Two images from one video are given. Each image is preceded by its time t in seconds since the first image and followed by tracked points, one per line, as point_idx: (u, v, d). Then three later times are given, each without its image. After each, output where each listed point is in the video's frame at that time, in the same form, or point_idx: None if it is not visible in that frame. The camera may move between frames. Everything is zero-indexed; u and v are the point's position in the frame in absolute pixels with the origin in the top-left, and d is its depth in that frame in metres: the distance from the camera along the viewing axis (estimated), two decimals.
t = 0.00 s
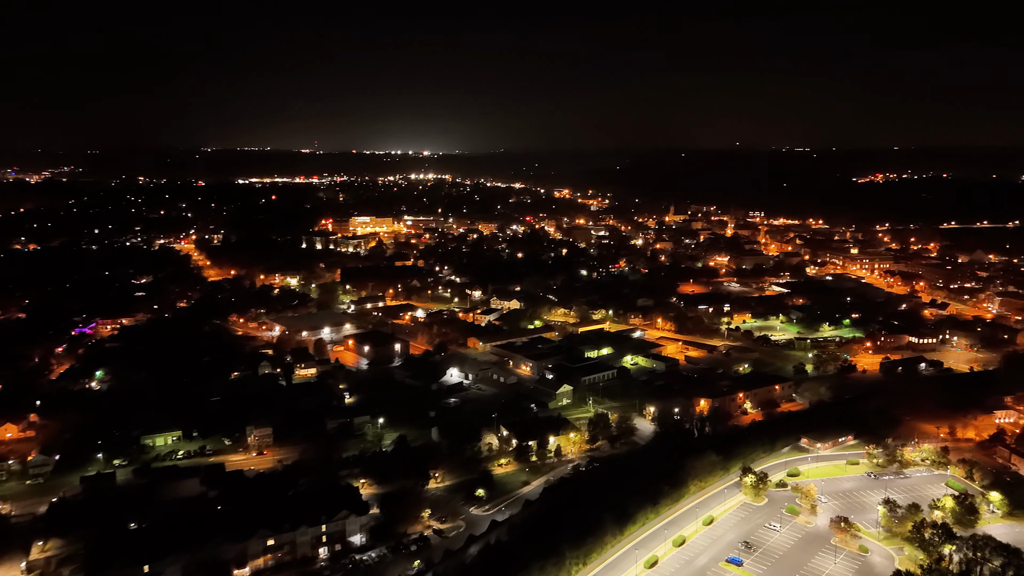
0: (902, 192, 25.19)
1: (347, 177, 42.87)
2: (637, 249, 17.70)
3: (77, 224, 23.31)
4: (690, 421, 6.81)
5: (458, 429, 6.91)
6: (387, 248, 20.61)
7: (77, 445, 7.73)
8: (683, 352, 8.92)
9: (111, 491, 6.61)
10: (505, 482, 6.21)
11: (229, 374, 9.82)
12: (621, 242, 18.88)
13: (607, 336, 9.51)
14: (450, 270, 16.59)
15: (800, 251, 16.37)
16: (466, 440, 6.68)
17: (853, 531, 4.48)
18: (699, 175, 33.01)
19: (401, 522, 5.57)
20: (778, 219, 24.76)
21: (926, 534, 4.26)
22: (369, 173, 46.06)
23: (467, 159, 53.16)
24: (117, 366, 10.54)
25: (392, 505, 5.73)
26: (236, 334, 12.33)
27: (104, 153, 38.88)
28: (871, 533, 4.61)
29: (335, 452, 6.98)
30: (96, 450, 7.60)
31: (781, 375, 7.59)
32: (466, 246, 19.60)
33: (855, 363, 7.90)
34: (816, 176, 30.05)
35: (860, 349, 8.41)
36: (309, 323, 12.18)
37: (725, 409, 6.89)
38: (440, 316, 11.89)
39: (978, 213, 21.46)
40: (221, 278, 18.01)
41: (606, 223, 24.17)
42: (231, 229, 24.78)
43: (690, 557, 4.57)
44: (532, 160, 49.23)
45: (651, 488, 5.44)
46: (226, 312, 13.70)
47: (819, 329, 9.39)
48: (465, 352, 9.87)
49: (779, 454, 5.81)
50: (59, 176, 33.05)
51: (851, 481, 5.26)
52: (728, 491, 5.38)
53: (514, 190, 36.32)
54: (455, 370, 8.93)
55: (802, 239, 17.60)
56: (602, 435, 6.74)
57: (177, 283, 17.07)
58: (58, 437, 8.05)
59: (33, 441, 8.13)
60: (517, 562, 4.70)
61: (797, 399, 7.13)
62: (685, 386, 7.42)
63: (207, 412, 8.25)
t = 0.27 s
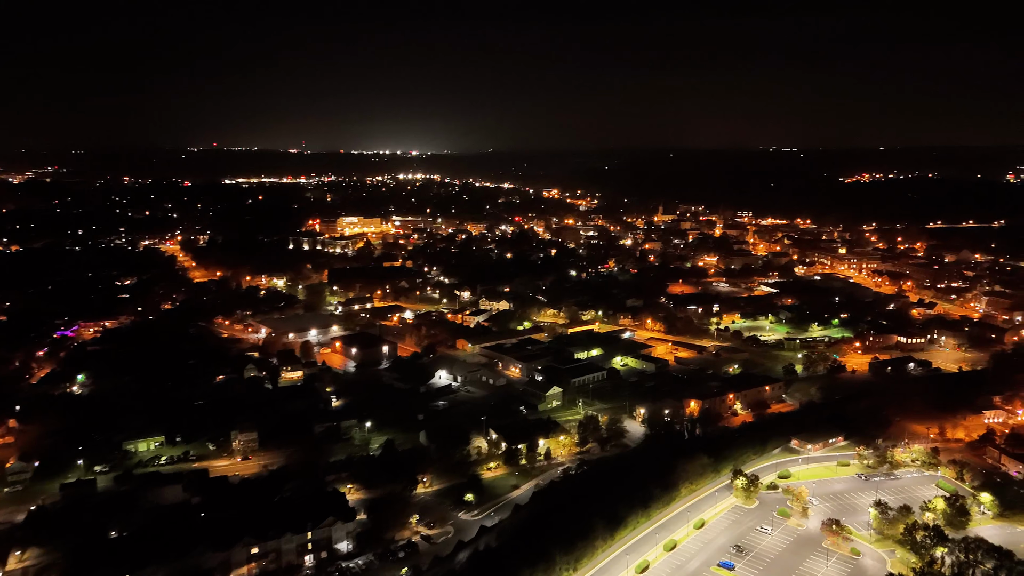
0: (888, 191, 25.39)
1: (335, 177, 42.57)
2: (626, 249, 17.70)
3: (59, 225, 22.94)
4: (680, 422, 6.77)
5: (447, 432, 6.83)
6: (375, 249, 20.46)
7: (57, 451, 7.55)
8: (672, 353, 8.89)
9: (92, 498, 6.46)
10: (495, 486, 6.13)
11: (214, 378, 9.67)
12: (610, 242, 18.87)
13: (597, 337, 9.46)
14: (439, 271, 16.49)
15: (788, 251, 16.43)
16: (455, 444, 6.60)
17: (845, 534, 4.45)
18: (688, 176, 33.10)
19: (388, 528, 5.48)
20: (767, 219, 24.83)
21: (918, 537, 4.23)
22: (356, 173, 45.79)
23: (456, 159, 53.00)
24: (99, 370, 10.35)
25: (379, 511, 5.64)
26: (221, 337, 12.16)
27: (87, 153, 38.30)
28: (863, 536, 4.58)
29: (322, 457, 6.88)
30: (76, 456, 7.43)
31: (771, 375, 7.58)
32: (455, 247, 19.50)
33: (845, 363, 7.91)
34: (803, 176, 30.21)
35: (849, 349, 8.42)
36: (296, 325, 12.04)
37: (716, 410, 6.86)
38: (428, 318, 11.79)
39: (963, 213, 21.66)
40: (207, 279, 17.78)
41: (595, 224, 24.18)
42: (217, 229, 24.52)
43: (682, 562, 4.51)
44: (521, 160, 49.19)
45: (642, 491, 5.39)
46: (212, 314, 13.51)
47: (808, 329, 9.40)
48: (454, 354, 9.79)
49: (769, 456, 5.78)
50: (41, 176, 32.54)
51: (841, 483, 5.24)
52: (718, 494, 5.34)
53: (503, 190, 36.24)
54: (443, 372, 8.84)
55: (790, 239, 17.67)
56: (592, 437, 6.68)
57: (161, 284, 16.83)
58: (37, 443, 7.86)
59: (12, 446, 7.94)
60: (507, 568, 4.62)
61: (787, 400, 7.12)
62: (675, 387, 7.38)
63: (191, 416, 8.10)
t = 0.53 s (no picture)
0: (875, 191, 25.58)
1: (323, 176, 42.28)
2: (615, 249, 17.68)
3: (41, 225, 22.58)
4: (670, 424, 6.73)
5: (435, 436, 6.74)
6: (363, 249, 20.31)
7: (36, 457, 7.37)
8: (662, 353, 8.86)
9: (71, 506, 6.30)
10: (484, 491, 6.05)
11: (198, 381, 9.51)
12: (600, 243, 18.85)
13: (587, 338, 9.41)
14: (427, 272, 16.37)
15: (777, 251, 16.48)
16: (443, 448, 6.51)
17: (837, 537, 4.41)
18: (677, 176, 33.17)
19: (376, 534, 5.38)
20: (755, 219, 24.90)
21: (910, 539, 4.21)
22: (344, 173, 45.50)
23: (444, 159, 52.84)
24: (80, 373, 10.15)
25: (366, 517, 5.54)
26: (206, 339, 11.99)
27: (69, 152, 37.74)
28: (855, 538, 4.56)
29: (308, 461, 6.76)
30: (56, 463, 7.25)
31: (761, 376, 7.56)
32: (444, 247, 19.39)
33: (835, 364, 7.91)
34: (791, 176, 30.37)
35: (838, 350, 8.43)
36: (283, 327, 11.89)
37: (706, 411, 6.82)
38: (417, 319, 11.69)
39: (949, 213, 21.85)
40: (192, 281, 17.56)
41: (584, 224, 24.17)
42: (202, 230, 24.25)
43: (673, 566, 4.46)
44: (510, 160, 49.13)
45: (632, 495, 5.34)
46: (197, 316, 13.32)
47: (797, 329, 9.40)
48: (443, 356, 9.70)
49: (760, 458, 5.75)
50: (22, 176, 32.03)
51: (832, 484, 5.21)
52: (709, 497, 5.30)
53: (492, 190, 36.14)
54: (432, 374, 8.75)
55: (778, 239, 17.74)
56: (582, 440, 6.62)
57: (146, 286, 16.59)
58: (16, 449, 7.67)
59: None
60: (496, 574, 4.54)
61: (777, 401, 7.10)
62: (665, 388, 7.34)
63: (174, 421, 7.95)
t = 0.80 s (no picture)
0: (862, 191, 25.76)
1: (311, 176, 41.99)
2: (605, 249, 17.66)
3: (23, 226, 22.23)
4: (660, 426, 6.69)
5: (423, 440, 6.65)
6: (350, 250, 20.15)
7: (15, 464, 7.20)
8: (652, 354, 8.82)
9: (51, 514, 6.15)
10: (473, 495, 5.98)
11: (182, 385, 9.35)
12: (589, 243, 18.82)
13: (577, 339, 9.36)
14: (416, 272, 16.26)
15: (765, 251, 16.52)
16: (432, 452, 6.43)
17: (829, 540, 4.38)
18: (665, 176, 33.22)
19: (363, 541, 5.28)
20: (743, 219, 24.97)
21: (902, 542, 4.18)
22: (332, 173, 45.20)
23: (433, 159, 52.67)
24: (61, 377, 9.95)
25: (353, 524, 5.44)
26: (191, 342, 11.81)
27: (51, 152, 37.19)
28: (847, 541, 4.53)
29: (294, 467, 6.66)
30: (35, 469, 7.08)
31: (751, 377, 7.54)
32: (432, 248, 19.28)
33: (824, 364, 7.91)
34: (779, 176, 30.51)
35: (828, 350, 8.43)
36: (269, 329, 11.74)
37: (696, 413, 6.79)
38: (405, 320, 11.58)
39: (935, 213, 22.03)
40: (177, 282, 17.33)
41: (574, 224, 24.14)
42: (188, 231, 23.97)
43: (665, 572, 4.41)
44: (499, 160, 49.04)
45: (623, 499, 5.29)
46: (182, 318, 13.13)
47: (786, 329, 9.41)
48: (431, 357, 9.60)
49: (751, 460, 5.72)
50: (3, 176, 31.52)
51: (823, 486, 5.19)
52: (701, 501, 5.25)
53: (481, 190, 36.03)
54: (420, 377, 8.65)
55: (766, 239, 17.79)
56: (572, 442, 6.56)
57: (130, 288, 16.35)
58: None
59: None
60: None
61: (767, 402, 7.08)
62: (655, 390, 7.30)
63: (157, 426, 7.80)
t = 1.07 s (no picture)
0: (849, 191, 25.92)
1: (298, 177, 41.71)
2: (594, 250, 17.64)
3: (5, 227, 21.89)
4: (651, 428, 6.65)
5: (411, 444, 6.56)
6: (338, 251, 19.98)
7: None
8: (642, 355, 8.78)
9: (28, 523, 6.01)
10: (461, 500, 5.89)
11: (166, 388, 9.20)
12: (578, 243, 18.79)
13: (566, 340, 9.30)
14: (404, 273, 16.15)
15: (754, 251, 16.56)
16: (420, 456, 6.34)
17: (821, 544, 4.34)
18: (654, 176, 33.29)
19: (349, 548, 5.18)
20: (732, 219, 25.04)
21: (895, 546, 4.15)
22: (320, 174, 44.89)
23: (422, 159, 52.48)
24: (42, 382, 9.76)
25: (339, 531, 5.34)
26: (176, 345, 11.64)
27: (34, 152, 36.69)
28: (839, 544, 4.50)
29: (279, 472, 6.54)
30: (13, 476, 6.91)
31: (741, 378, 7.51)
32: (421, 249, 19.17)
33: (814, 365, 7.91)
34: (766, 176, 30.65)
35: (817, 350, 8.44)
36: (255, 331, 11.60)
37: (686, 415, 6.75)
38: (393, 322, 11.48)
39: (921, 213, 22.21)
40: (162, 284, 17.11)
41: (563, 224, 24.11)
42: (173, 232, 23.70)
43: None
44: (488, 160, 48.95)
45: (613, 503, 5.23)
46: (166, 320, 12.95)
47: (775, 330, 9.41)
48: (419, 360, 9.51)
49: (742, 462, 5.68)
50: None
51: (814, 488, 5.16)
52: (692, 504, 5.21)
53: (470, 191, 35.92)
54: (408, 380, 8.55)
55: (755, 239, 17.84)
56: (562, 445, 6.49)
57: (114, 290, 16.12)
58: None
59: None
60: None
61: (758, 403, 7.05)
62: (645, 391, 7.26)
63: (140, 431, 7.66)
